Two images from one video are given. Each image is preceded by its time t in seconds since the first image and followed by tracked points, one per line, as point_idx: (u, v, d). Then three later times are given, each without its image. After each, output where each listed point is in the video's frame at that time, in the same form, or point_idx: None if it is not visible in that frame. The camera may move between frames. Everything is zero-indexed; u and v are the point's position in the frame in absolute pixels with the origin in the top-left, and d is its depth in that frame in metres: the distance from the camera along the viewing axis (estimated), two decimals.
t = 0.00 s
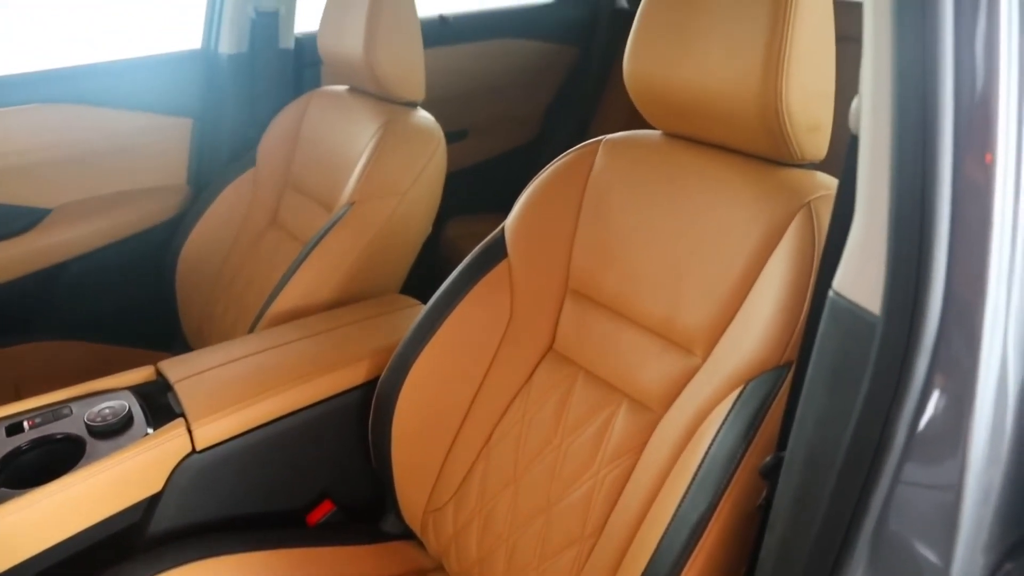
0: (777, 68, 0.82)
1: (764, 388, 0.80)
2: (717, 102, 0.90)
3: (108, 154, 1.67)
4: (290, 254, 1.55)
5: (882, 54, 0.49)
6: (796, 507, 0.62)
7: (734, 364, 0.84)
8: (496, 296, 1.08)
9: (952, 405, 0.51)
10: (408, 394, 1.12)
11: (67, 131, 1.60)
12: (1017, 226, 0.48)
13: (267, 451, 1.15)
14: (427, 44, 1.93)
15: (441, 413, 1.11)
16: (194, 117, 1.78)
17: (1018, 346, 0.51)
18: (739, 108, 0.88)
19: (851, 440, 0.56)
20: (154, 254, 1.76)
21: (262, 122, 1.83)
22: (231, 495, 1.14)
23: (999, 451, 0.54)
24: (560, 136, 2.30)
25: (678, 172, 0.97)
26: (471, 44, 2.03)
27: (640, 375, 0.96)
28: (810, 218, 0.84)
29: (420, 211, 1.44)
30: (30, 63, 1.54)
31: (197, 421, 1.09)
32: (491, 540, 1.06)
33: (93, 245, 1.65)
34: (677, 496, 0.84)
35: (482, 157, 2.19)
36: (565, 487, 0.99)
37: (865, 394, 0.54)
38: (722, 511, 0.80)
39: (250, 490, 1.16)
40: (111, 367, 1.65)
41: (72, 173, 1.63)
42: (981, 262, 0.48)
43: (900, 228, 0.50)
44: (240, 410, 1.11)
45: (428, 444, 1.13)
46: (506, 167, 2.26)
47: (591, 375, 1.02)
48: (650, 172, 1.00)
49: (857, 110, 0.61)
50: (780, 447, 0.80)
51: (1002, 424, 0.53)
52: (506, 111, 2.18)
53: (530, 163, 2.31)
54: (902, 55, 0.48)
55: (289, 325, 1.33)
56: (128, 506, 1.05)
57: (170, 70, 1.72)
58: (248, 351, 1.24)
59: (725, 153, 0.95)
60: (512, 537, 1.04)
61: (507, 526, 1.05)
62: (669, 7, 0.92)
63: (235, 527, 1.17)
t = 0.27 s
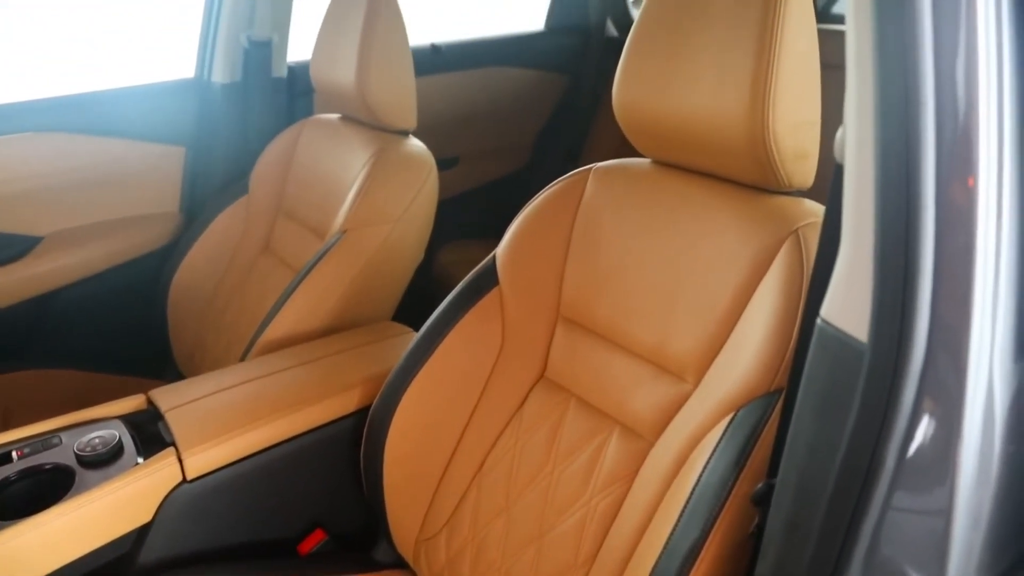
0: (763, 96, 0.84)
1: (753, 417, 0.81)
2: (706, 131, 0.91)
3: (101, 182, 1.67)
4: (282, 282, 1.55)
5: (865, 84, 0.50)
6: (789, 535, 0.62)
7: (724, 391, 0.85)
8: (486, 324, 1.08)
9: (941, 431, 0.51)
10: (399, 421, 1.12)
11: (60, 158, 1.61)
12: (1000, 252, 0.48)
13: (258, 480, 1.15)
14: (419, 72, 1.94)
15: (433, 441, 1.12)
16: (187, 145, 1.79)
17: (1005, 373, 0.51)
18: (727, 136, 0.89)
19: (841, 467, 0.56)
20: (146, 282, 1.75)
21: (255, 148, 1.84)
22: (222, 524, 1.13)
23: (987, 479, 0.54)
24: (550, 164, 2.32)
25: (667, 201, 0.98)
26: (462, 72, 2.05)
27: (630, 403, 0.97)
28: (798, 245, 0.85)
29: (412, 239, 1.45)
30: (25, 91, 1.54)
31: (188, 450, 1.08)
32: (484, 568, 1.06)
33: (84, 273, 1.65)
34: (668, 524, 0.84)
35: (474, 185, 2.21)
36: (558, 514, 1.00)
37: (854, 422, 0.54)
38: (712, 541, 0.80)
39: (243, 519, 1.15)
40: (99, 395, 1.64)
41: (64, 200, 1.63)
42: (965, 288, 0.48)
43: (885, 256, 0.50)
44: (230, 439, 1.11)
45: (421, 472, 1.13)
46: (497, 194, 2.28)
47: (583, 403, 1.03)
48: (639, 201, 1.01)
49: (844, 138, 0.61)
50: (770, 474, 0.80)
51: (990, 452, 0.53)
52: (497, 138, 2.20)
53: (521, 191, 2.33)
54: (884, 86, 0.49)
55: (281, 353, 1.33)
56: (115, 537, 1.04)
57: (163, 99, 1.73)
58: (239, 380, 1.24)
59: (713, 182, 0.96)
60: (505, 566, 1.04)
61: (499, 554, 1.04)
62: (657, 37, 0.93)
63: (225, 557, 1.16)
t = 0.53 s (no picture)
0: (751, 121, 0.85)
1: (744, 441, 0.82)
2: (694, 154, 0.92)
3: (95, 205, 1.68)
4: (274, 306, 1.55)
5: (851, 107, 0.51)
6: (780, 558, 0.62)
7: (715, 415, 0.85)
8: (479, 348, 1.09)
9: (931, 454, 0.51)
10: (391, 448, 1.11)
11: (56, 182, 1.61)
12: (984, 276, 0.48)
13: (250, 505, 1.14)
14: (409, 96, 1.97)
15: (426, 465, 1.12)
16: (179, 170, 1.79)
17: (992, 398, 0.51)
18: (716, 160, 0.90)
19: (833, 489, 0.56)
20: (138, 306, 1.75)
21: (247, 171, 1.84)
22: (214, 549, 1.12)
23: (978, 506, 0.53)
24: (542, 187, 2.33)
25: (657, 225, 0.99)
26: (454, 96, 2.06)
27: (622, 427, 0.98)
28: (787, 269, 0.85)
29: (404, 263, 1.46)
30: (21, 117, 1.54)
31: (178, 476, 1.08)
32: None
33: (76, 297, 1.64)
34: (661, 548, 0.85)
35: (465, 208, 2.22)
36: (551, 538, 1.00)
37: (845, 445, 0.55)
38: (704, 565, 0.81)
39: (237, 544, 1.15)
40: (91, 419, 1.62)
41: (60, 224, 1.64)
42: (952, 310, 0.48)
43: (872, 277, 0.51)
44: (223, 464, 1.11)
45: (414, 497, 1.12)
46: (489, 217, 2.29)
47: (575, 427, 1.04)
48: (630, 225, 1.02)
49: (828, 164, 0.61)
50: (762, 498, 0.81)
51: (979, 479, 0.52)
52: (488, 162, 2.22)
53: (513, 215, 2.34)
54: (868, 111, 0.50)
55: (273, 377, 1.33)
56: (105, 565, 1.02)
57: (156, 124, 1.74)
58: (232, 404, 1.24)
59: (702, 205, 0.97)
60: None
61: None
62: (647, 62, 0.94)
63: None
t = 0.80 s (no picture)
0: (740, 142, 0.86)
1: (735, 463, 0.82)
2: (684, 175, 0.92)
3: (85, 229, 1.67)
4: (267, 328, 1.55)
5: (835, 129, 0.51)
6: None
7: (706, 436, 0.86)
8: (472, 370, 1.09)
9: (922, 474, 0.51)
10: (383, 470, 1.11)
11: (45, 204, 1.61)
12: (971, 297, 0.49)
13: (241, 529, 1.13)
14: (402, 119, 1.98)
15: (420, 487, 1.12)
16: (173, 192, 1.79)
17: (981, 417, 0.51)
18: (705, 181, 0.90)
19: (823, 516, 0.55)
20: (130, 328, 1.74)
21: (240, 194, 1.85)
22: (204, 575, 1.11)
23: (967, 527, 0.53)
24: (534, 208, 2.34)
25: (648, 248, 1.00)
26: (446, 118, 2.08)
27: (614, 449, 0.98)
28: (777, 290, 0.86)
29: (397, 285, 1.46)
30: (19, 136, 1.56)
31: (169, 499, 1.07)
32: None
33: (67, 320, 1.64)
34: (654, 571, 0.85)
35: (458, 229, 2.23)
36: (544, 560, 1.00)
37: (836, 466, 0.54)
38: None
39: (229, 570, 1.13)
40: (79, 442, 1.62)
41: (46, 247, 1.63)
42: (939, 329, 0.49)
43: (861, 296, 0.51)
44: (215, 488, 1.10)
45: (407, 520, 1.12)
46: (482, 238, 2.30)
47: (568, 448, 1.04)
48: (622, 247, 1.02)
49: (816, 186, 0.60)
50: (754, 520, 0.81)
51: (968, 501, 0.53)
52: (481, 182, 2.23)
53: (505, 236, 2.35)
54: (853, 128, 0.50)
55: (265, 400, 1.33)
56: None
57: (150, 146, 1.74)
58: (224, 427, 1.24)
59: (693, 227, 0.98)
60: None
61: None
62: (636, 86, 0.96)
63: None
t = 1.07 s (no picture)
0: (733, 159, 0.86)
1: (729, 481, 0.83)
2: (677, 192, 0.93)
3: (78, 247, 1.67)
4: (261, 345, 1.55)
5: (824, 146, 0.51)
6: None
7: (700, 453, 0.86)
8: (466, 387, 1.09)
9: (916, 490, 0.51)
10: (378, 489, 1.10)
11: (40, 222, 1.61)
12: (961, 313, 0.50)
13: (235, 548, 1.13)
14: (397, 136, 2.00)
15: (414, 505, 1.11)
16: (167, 211, 1.80)
17: (972, 432, 0.52)
18: (697, 198, 0.91)
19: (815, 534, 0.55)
20: (123, 346, 1.73)
21: (234, 211, 1.85)
22: None
23: (960, 543, 0.53)
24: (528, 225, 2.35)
25: (642, 265, 1.00)
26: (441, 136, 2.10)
27: (608, 466, 0.98)
28: (770, 307, 0.87)
29: (391, 302, 1.46)
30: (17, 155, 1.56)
31: (162, 518, 1.06)
32: None
33: (61, 338, 1.63)
34: None
35: (453, 245, 2.23)
36: None
37: (829, 484, 0.54)
38: None
39: None
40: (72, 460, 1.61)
41: (41, 264, 1.63)
42: (929, 345, 0.49)
43: (852, 313, 0.51)
44: (208, 506, 1.10)
45: (402, 538, 1.12)
46: (476, 255, 2.30)
47: (563, 465, 1.04)
48: (616, 264, 1.03)
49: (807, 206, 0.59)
50: (748, 537, 0.82)
51: (961, 517, 0.53)
52: (474, 199, 2.24)
53: (499, 253, 2.36)
54: (843, 143, 0.50)
55: (259, 418, 1.33)
56: None
57: (145, 164, 1.74)
58: (218, 445, 1.23)
59: (685, 245, 0.99)
60: None
61: None
62: (629, 104, 0.97)
63: None
